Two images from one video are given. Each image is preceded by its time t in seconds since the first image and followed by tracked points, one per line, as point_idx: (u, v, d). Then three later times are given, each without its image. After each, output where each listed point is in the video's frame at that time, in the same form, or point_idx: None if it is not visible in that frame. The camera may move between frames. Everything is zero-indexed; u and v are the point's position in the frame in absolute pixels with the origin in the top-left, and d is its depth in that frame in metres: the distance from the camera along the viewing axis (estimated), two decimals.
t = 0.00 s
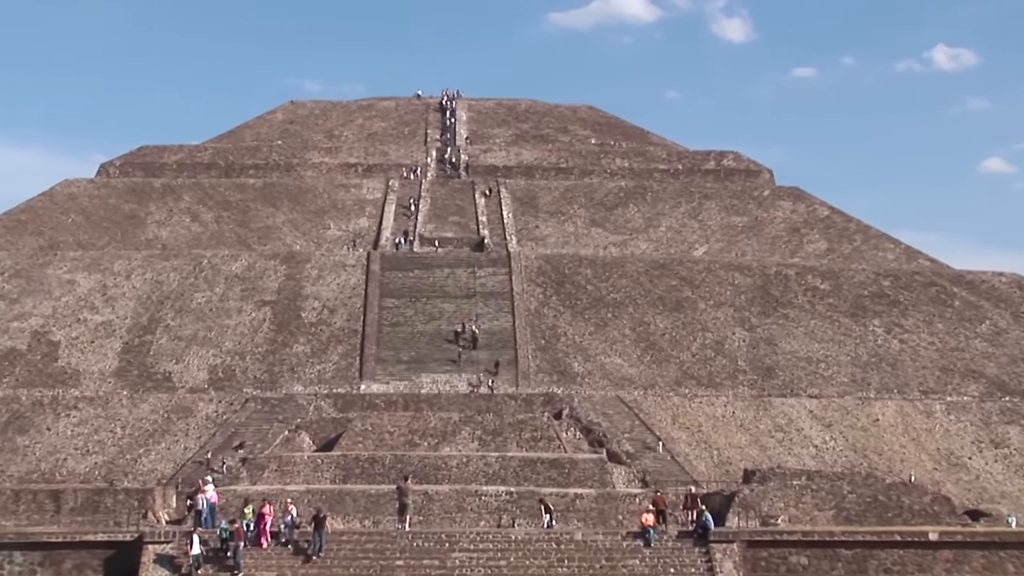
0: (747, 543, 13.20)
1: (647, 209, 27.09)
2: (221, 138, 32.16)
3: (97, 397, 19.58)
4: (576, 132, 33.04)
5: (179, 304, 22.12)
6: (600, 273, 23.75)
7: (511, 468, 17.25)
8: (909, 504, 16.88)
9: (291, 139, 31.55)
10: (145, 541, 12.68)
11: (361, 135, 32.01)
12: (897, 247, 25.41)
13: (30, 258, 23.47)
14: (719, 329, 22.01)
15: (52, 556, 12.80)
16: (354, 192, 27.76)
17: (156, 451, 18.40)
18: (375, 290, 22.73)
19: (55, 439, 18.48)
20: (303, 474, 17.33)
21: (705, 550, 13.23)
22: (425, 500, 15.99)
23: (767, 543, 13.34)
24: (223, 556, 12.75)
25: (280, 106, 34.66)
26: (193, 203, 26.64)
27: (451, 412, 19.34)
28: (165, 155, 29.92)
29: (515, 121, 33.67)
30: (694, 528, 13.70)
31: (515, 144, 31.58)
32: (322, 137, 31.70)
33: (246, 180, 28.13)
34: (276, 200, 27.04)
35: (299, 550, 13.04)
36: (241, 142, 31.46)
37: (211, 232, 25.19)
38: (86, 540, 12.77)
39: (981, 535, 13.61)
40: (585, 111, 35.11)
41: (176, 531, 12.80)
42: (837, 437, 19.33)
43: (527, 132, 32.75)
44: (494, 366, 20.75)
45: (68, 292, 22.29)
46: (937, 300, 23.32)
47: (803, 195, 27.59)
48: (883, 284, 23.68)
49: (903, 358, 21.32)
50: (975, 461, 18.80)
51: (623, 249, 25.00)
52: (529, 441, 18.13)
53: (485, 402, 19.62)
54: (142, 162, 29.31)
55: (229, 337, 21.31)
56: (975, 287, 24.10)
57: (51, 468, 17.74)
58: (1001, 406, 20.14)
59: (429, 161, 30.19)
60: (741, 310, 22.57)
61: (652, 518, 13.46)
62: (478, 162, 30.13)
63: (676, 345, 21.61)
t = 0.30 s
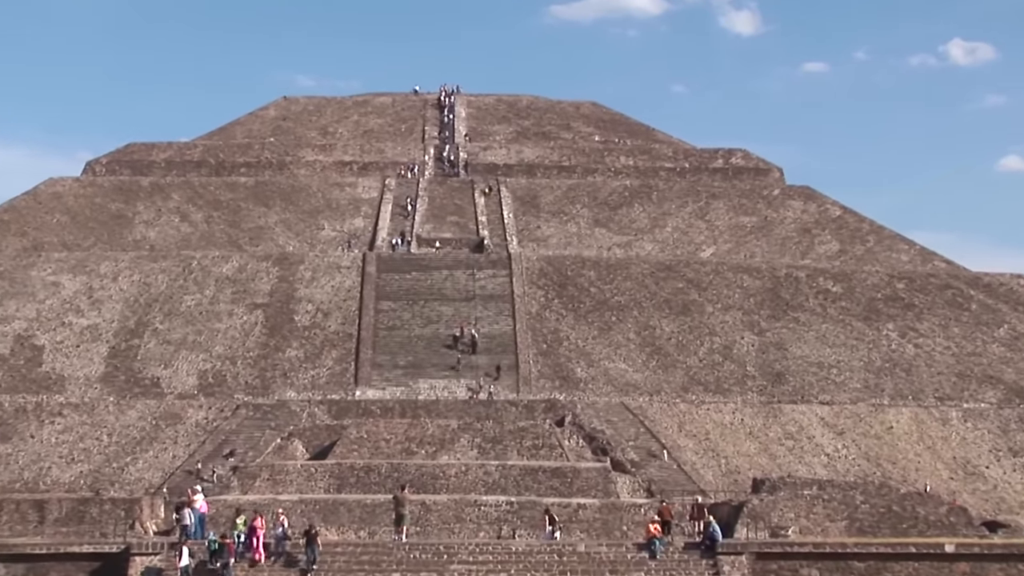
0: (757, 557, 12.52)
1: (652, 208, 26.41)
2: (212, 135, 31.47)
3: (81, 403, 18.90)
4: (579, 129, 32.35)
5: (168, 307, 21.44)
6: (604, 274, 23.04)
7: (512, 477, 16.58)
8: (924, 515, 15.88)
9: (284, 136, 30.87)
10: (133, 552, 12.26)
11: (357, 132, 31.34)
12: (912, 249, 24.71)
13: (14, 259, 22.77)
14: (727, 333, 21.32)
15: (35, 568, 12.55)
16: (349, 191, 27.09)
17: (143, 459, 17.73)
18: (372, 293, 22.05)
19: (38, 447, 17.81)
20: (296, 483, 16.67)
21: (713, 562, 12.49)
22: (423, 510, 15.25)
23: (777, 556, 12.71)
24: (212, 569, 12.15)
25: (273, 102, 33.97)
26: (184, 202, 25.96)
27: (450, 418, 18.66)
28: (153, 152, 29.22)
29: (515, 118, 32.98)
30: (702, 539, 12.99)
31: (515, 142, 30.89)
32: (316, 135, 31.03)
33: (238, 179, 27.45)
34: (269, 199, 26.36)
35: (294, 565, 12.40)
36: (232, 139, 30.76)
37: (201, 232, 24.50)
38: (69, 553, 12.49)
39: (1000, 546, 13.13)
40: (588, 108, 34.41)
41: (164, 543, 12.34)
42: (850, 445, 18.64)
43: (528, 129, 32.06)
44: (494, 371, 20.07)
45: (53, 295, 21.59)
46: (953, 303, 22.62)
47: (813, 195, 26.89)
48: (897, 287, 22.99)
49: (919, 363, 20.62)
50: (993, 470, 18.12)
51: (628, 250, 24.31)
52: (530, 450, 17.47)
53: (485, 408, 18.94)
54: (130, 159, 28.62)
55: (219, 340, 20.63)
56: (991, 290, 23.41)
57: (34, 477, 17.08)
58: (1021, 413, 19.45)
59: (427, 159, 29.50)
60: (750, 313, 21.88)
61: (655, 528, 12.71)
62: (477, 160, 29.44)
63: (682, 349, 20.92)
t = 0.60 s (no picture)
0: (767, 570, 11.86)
1: (659, 208, 25.72)
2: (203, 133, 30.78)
3: (66, 410, 18.22)
4: (583, 126, 31.68)
5: (156, 310, 20.75)
6: (609, 276, 22.35)
7: (513, 487, 15.90)
8: (940, 526, 14.85)
9: (277, 132, 30.19)
10: (120, 565, 11.65)
11: (352, 129, 30.66)
12: (929, 251, 24.02)
13: None
14: (736, 338, 20.63)
15: None
16: (344, 190, 26.40)
17: (130, 468, 17.05)
18: (368, 295, 21.36)
19: (20, 456, 17.13)
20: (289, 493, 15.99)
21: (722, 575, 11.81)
22: (421, 521, 14.44)
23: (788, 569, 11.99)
24: None
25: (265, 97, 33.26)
26: (173, 201, 25.27)
27: (449, 426, 17.97)
28: (141, 149, 28.51)
29: (517, 115, 32.29)
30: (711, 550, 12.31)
31: (516, 139, 30.21)
32: (311, 131, 30.35)
33: (229, 177, 26.75)
34: (261, 198, 25.67)
35: None
36: (223, 136, 30.07)
37: (191, 232, 23.81)
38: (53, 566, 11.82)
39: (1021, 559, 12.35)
40: (592, 104, 33.72)
41: (153, 555, 11.76)
42: (864, 454, 17.97)
43: (530, 126, 31.37)
44: (494, 378, 19.39)
45: (37, 297, 20.90)
46: (971, 306, 21.93)
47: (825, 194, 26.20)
48: (912, 289, 22.30)
49: (935, 369, 19.94)
50: (1013, 480, 17.46)
51: (633, 252, 23.62)
52: (532, 458, 16.80)
53: (485, 416, 18.26)
54: (117, 157, 27.92)
55: (210, 345, 19.95)
56: (1010, 293, 22.72)
57: (17, 487, 16.42)
58: None
59: (425, 156, 28.81)
60: (759, 316, 21.20)
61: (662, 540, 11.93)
62: (477, 158, 28.73)
63: (690, 354, 20.23)
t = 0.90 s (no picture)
0: None
1: (666, 207, 24.99)
2: (193, 129, 30.06)
3: (49, 417, 17.51)
4: (587, 122, 30.97)
5: (143, 313, 20.04)
6: (614, 279, 21.63)
7: (514, 497, 15.17)
8: (959, 539, 13.85)
9: (270, 129, 29.48)
10: None
11: (347, 125, 29.96)
12: (947, 253, 23.28)
13: None
14: (747, 342, 19.90)
15: None
16: (339, 188, 25.69)
17: (115, 478, 16.34)
18: (364, 298, 20.65)
19: None
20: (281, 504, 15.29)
21: None
22: (418, 533, 13.53)
23: None
24: None
25: (257, 92, 32.54)
26: (160, 199, 24.56)
27: (448, 434, 17.26)
28: (127, 146, 27.79)
29: (518, 111, 31.57)
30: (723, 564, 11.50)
31: (518, 136, 29.48)
32: (304, 128, 29.66)
33: (219, 175, 26.02)
34: (253, 197, 24.96)
35: None
36: (213, 133, 29.36)
37: (179, 232, 23.10)
38: None
39: None
40: (597, 99, 32.99)
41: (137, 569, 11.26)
42: (880, 463, 17.25)
43: (533, 122, 30.64)
44: (495, 384, 18.68)
45: (19, 300, 20.19)
46: (991, 309, 21.19)
47: (839, 194, 25.46)
48: (929, 292, 21.57)
49: (955, 375, 19.21)
50: None
51: (639, 253, 22.90)
52: (534, 467, 16.09)
53: (486, 424, 17.54)
54: (103, 154, 27.21)
55: (199, 349, 19.25)
56: None
57: None
58: None
59: (423, 154, 28.11)
60: (771, 320, 20.47)
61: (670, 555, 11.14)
62: (478, 155, 28.01)
63: (699, 360, 19.50)
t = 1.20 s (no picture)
0: None
1: (673, 207, 24.23)
2: (181, 126, 29.36)
3: (30, 426, 16.79)
4: (592, 118, 30.23)
5: (129, 318, 19.33)
6: (620, 281, 20.90)
7: (516, 509, 14.42)
8: (980, 551, 12.59)
9: (260, 125, 28.77)
10: None
11: (341, 122, 29.25)
12: (968, 254, 22.51)
13: None
14: (759, 347, 19.16)
15: None
16: (334, 187, 24.97)
17: (99, 489, 15.62)
18: (359, 301, 19.93)
19: None
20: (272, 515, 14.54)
21: None
22: (416, 546, 12.70)
23: None
24: None
25: (249, 87, 31.82)
26: (146, 198, 23.85)
27: (448, 443, 16.53)
28: (112, 143, 27.07)
29: (521, 106, 30.82)
30: None
31: (519, 133, 28.74)
32: (297, 124, 28.94)
33: (208, 173, 25.29)
34: (243, 196, 24.24)
35: None
36: (201, 129, 28.65)
37: (166, 233, 22.38)
38: None
39: None
40: (602, 94, 32.24)
41: None
42: (898, 473, 16.51)
43: (536, 118, 29.89)
44: (496, 391, 17.96)
45: None
46: (1014, 312, 20.43)
47: (855, 193, 24.68)
48: (949, 295, 20.81)
49: (977, 382, 18.46)
50: None
51: (646, 254, 22.15)
52: (536, 478, 15.39)
53: (486, 432, 16.81)
54: (86, 151, 26.48)
55: (188, 355, 18.53)
56: None
57: None
58: None
59: (420, 151, 27.38)
60: (783, 324, 19.73)
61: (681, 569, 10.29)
62: (478, 152, 27.27)
63: (709, 366, 18.76)
